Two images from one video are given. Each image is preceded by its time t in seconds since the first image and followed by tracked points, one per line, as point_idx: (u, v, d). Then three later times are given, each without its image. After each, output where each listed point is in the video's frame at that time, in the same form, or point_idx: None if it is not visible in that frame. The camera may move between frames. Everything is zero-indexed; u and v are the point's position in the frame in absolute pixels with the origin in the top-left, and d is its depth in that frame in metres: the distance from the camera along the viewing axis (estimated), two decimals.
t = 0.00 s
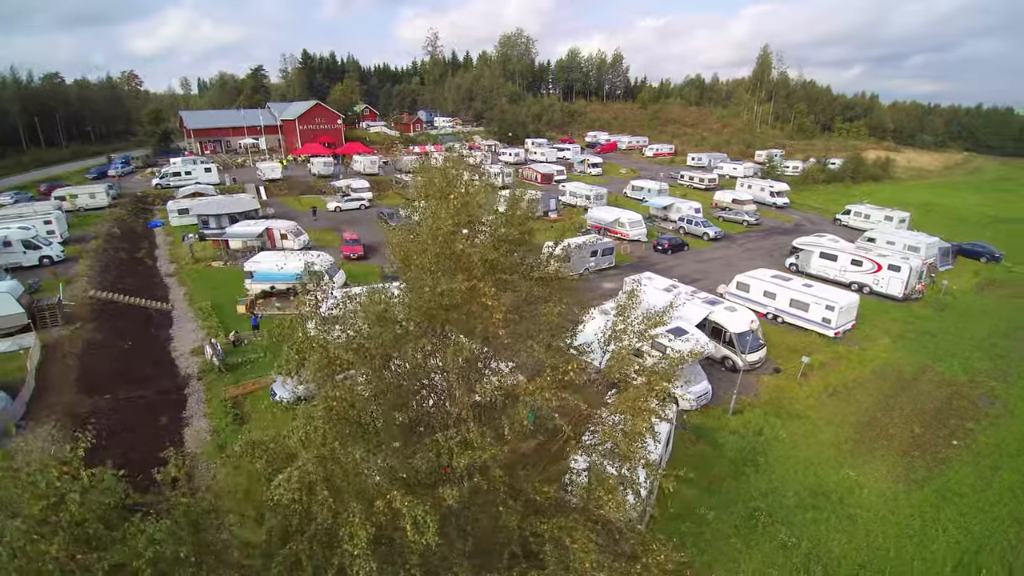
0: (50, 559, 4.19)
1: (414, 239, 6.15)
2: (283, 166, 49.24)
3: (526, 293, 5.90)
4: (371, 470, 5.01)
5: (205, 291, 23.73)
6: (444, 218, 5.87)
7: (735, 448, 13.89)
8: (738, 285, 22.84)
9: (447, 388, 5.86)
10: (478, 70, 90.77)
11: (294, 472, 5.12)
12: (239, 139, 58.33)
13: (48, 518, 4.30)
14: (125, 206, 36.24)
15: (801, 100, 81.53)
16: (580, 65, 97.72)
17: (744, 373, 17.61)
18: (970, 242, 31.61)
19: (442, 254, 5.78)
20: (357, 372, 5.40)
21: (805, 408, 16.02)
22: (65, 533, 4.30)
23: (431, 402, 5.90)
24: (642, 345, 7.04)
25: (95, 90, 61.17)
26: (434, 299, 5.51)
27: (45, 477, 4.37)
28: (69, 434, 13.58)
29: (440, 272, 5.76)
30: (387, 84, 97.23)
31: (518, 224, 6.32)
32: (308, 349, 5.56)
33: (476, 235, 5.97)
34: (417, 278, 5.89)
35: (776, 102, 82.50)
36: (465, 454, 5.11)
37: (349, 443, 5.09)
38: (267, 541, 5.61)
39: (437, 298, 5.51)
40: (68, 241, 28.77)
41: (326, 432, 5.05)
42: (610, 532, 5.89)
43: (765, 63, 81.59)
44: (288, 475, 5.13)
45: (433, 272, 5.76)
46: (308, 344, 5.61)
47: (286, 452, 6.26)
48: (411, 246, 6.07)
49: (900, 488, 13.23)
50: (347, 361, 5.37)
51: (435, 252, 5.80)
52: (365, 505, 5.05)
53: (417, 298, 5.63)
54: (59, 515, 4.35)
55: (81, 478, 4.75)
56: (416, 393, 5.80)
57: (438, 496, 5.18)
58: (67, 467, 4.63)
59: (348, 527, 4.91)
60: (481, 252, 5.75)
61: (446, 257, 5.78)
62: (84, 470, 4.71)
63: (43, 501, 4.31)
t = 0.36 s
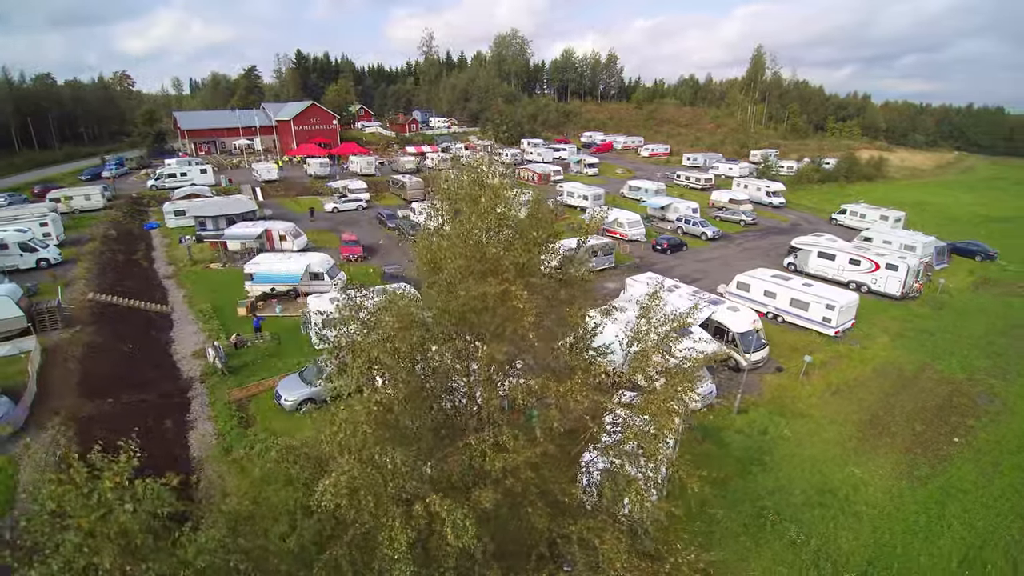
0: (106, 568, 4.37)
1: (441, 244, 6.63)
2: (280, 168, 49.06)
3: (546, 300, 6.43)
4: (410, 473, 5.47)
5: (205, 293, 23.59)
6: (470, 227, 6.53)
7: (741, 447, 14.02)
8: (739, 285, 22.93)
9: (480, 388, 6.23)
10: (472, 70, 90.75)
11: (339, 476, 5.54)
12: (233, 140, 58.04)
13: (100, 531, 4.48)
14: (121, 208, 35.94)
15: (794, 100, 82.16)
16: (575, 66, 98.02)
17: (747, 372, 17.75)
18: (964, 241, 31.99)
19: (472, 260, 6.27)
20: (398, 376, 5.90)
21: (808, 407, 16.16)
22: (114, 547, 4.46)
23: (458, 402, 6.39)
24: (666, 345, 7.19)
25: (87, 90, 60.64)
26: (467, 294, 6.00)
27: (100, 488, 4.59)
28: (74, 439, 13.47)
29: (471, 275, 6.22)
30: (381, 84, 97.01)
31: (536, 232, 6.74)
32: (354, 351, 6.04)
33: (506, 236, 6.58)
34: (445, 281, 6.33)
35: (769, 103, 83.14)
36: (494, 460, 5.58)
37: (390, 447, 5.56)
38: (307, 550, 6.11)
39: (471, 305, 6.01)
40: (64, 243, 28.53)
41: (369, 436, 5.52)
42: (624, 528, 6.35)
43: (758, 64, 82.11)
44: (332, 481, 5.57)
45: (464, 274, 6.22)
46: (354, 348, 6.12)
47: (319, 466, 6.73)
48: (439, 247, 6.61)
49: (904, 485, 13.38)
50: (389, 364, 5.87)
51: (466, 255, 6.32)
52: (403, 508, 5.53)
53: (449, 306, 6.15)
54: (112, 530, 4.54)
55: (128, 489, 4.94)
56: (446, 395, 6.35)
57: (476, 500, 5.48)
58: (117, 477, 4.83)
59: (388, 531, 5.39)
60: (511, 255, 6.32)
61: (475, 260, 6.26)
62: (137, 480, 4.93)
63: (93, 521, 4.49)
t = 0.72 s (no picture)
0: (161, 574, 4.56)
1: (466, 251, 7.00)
2: (276, 168, 48.88)
3: (570, 305, 7.01)
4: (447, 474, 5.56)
5: (204, 295, 23.50)
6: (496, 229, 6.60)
7: (748, 445, 14.15)
8: (739, 284, 23.07)
9: (511, 388, 6.51)
10: (467, 70, 90.69)
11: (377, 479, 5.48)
12: (228, 141, 57.78)
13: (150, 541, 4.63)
14: (117, 209, 35.70)
15: (788, 101, 82.81)
16: (570, 66, 98.28)
17: (750, 371, 17.86)
18: (959, 239, 32.33)
19: (500, 263, 6.37)
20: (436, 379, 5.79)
21: (811, 405, 16.29)
22: (165, 555, 4.65)
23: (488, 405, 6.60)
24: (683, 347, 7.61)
25: (80, 91, 60.17)
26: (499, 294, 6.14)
27: (159, 491, 4.83)
28: (78, 443, 13.39)
29: (498, 279, 6.32)
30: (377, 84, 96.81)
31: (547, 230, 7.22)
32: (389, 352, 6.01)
33: (532, 240, 6.74)
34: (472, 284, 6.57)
35: (764, 103, 83.81)
36: (530, 460, 5.80)
37: (429, 449, 5.58)
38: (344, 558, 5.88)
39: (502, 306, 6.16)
40: (61, 245, 28.32)
41: (410, 439, 5.43)
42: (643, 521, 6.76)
43: (752, 65, 82.73)
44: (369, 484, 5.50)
45: (494, 275, 6.32)
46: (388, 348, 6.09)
47: (352, 469, 6.42)
48: (462, 255, 7.00)
49: (907, 482, 13.54)
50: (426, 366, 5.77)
51: (499, 257, 6.38)
52: (441, 509, 5.55)
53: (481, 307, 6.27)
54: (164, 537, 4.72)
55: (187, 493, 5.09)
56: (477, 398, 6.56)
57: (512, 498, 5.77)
58: (173, 481, 4.99)
59: (426, 534, 5.40)
60: (540, 259, 6.60)
61: (501, 263, 6.37)
62: (194, 487, 5.15)
63: (146, 528, 4.68)
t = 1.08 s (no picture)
0: None
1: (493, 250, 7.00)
2: (274, 169, 48.72)
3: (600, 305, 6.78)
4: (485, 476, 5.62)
5: (205, 297, 23.41)
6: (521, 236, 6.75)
7: (754, 444, 14.33)
8: (740, 284, 23.21)
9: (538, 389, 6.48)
10: (463, 70, 90.69)
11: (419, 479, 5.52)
12: (225, 141, 57.56)
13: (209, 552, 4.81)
14: (114, 210, 35.51)
15: (783, 101, 83.39)
16: (565, 66, 98.59)
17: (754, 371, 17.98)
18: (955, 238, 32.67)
19: (535, 265, 6.49)
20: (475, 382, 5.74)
21: (814, 403, 16.46)
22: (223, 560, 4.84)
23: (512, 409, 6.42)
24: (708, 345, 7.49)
25: (74, 91, 59.77)
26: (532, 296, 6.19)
27: (213, 503, 4.98)
28: (84, 448, 13.30)
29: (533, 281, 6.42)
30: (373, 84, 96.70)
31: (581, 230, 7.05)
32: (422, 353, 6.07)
33: (566, 241, 6.76)
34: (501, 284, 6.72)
35: (758, 104, 84.33)
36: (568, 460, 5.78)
37: (468, 450, 5.67)
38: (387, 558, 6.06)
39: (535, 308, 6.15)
40: (59, 247, 28.13)
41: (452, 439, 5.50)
42: (667, 521, 6.77)
43: (747, 65, 83.27)
44: (413, 486, 5.54)
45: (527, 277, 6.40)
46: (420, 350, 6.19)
47: (384, 470, 6.61)
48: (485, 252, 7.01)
49: (911, 479, 13.70)
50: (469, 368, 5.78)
51: (532, 259, 6.49)
52: (478, 510, 5.61)
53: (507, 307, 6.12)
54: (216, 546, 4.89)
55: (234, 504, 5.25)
56: (503, 401, 6.37)
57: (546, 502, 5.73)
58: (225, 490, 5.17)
59: (465, 534, 5.47)
60: (572, 260, 6.62)
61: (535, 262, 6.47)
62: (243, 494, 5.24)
63: (201, 533, 4.88)
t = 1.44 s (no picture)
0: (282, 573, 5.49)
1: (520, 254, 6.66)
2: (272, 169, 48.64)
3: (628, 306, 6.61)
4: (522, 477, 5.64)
5: (207, 298, 23.35)
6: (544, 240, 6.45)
7: (763, 443, 14.54)
8: (742, 284, 23.33)
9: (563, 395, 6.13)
10: (460, 70, 90.69)
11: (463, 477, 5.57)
12: (222, 141, 57.36)
13: (270, 557, 5.58)
14: (112, 212, 35.33)
15: (779, 101, 83.90)
16: (562, 67, 98.82)
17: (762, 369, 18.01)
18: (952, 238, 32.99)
19: (561, 270, 6.15)
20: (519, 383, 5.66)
21: (819, 402, 16.61)
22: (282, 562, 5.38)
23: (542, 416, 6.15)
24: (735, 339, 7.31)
25: (69, 91, 59.37)
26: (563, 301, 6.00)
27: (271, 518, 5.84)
28: (91, 451, 13.25)
29: (557, 288, 6.17)
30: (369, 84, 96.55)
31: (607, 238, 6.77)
32: (457, 355, 6.01)
33: (596, 243, 6.47)
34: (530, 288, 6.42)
35: (754, 104, 84.81)
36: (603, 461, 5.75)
37: (508, 454, 5.64)
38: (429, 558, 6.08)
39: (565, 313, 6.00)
40: (58, 249, 27.98)
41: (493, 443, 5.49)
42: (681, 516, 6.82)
43: (743, 66, 83.83)
44: (456, 489, 5.58)
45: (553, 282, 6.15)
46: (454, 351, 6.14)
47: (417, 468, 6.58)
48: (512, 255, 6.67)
49: (917, 477, 13.82)
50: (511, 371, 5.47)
51: (564, 259, 6.21)
52: (517, 511, 5.57)
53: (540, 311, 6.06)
54: (273, 550, 5.65)
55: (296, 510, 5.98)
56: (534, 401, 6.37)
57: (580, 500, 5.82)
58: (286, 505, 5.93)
59: (506, 537, 5.49)
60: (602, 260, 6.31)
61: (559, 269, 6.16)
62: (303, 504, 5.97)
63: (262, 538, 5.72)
